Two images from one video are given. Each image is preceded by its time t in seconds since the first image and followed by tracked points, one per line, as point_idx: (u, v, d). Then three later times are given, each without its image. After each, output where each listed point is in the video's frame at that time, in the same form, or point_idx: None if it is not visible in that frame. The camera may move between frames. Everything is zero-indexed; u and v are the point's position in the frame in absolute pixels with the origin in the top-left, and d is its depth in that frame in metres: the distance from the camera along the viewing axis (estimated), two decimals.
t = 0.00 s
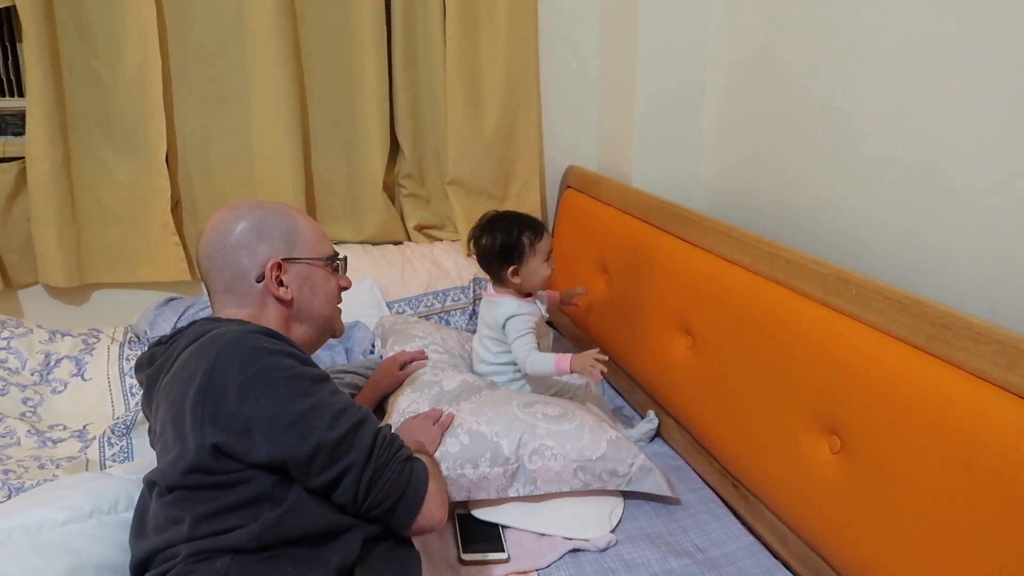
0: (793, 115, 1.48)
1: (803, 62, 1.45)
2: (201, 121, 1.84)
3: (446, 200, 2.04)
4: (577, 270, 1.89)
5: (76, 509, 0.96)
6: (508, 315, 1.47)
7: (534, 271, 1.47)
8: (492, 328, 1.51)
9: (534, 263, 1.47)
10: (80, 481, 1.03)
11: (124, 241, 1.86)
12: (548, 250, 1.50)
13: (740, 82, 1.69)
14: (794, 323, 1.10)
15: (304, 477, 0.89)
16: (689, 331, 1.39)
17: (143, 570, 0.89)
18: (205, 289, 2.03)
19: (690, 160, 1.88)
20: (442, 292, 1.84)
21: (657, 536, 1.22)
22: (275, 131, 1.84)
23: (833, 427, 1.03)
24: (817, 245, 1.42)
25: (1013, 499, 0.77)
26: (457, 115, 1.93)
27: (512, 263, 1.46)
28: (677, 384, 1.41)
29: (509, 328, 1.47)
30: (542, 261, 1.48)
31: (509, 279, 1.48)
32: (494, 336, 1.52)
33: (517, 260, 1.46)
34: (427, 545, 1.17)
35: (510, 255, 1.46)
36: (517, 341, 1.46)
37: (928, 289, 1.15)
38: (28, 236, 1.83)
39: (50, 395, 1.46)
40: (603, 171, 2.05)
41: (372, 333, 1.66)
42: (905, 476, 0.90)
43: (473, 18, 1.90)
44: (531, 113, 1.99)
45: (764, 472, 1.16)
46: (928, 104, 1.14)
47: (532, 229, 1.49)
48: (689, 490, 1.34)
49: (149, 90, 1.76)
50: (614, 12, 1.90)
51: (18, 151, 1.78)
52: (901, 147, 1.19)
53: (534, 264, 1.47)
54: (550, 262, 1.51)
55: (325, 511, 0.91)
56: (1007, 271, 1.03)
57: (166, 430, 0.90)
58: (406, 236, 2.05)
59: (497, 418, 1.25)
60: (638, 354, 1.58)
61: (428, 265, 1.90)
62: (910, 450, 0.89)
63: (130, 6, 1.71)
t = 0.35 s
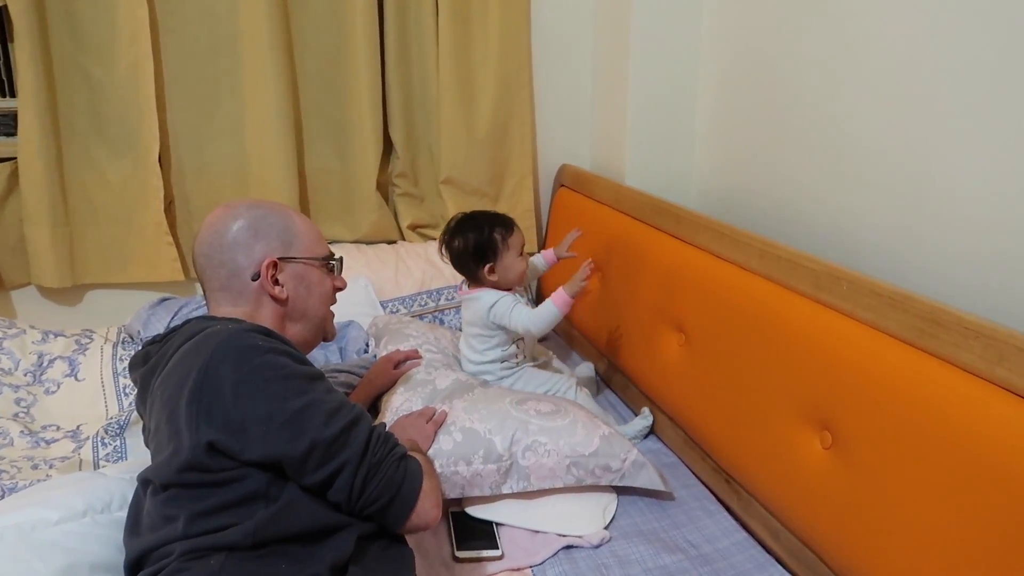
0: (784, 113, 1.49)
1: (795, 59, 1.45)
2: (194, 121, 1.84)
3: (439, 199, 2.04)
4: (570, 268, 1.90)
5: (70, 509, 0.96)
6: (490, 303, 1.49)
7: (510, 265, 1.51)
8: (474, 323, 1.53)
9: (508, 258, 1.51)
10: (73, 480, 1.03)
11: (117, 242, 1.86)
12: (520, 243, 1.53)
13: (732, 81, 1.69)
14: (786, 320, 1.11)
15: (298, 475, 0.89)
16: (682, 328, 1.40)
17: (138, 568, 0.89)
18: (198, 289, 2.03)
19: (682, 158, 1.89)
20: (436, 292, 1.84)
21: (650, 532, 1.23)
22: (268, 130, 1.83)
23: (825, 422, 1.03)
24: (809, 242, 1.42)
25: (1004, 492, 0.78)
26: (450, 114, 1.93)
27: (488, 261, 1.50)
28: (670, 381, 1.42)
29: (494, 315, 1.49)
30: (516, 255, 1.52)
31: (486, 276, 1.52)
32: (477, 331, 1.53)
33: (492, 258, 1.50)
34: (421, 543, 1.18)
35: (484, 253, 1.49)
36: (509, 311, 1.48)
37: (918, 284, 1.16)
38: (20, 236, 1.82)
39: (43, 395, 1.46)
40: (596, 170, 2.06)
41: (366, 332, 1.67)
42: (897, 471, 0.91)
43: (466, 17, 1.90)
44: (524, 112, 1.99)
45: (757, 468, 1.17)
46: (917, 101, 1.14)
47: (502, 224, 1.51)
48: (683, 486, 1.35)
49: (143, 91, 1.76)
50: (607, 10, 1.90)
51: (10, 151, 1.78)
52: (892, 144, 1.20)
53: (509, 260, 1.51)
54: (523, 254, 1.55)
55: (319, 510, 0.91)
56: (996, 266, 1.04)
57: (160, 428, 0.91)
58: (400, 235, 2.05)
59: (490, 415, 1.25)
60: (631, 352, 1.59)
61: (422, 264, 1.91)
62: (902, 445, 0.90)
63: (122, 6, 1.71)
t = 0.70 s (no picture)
0: (780, 111, 1.49)
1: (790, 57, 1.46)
2: (190, 119, 1.83)
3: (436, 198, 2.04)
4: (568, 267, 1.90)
5: (66, 507, 0.96)
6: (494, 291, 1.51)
7: (508, 255, 1.55)
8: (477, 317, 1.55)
9: (504, 248, 1.56)
10: (69, 478, 1.03)
11: (112, 240, 1.85)
12: (512, 233, 1.58)
13: (728, 79, 1.70)
14: (781, 317, 1.11)
15: (295, 473, 0.89)
16: (678, 326, 1.41)
17: (135, 565, 0.89)
18: (194, 287, 2.02)
19: (678, 155, 1.89)
20: (432, 290, 1.84)
21: (646, 529, 1.23)
22: (264, 128, 1.83)
23: (820, 419, 1.04)
24: (805, 240, 1.43)
25: (998, 488, 0.78)
26: (446, 113, 1.93)
27: (486, 254, 1.54)
28: (667, 379, 1.42)
29: (500, 301, 1.51)
30: (511, 244, 1.56)
31: (487, 271, 1.55)
32: (482, 324, 1.54)
33: (489, 250, 1.54)
34: (417, 540, 1.18)
35: (481, 247, 1.54)
36: (516, 285, 1.49)
37: (913, 282, 1.17)
38: (15, 234, 1.82)
39: (39, 393, 1.46)
40: (592, 168, 2.06)
41: (363, 330, 1.67)
42: (892, 468, 0.91)
43: (463, 15, 1.91)
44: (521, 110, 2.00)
45: (752, 465, 1.17)
46: (912, 99, 1.15)
47: (492, 217, 1.56)
48: (679, 484, 1.35)
49: (138, 89, 1.76)
50: (603, 8, 1.91)
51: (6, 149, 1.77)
52: (886, 142, 1.21)
53: (505, 250, 1.56)
54: (517, 244, 1.59)
55: (316, 508, 0.91)
56: (990, 263, 1.04)
57: (158, 425, 0.91)
58: (396, 233, 2.06)
59: (487, 413, 1.26)
60: (627, 350, 1.59)
61: (418, 262, 1.91)
62: (897, 441, 0.90)
63: (118, 3, 1.70)
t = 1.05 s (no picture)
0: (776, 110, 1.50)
1: (786, 56, 1.46)
2: (187, 118, 1.83)
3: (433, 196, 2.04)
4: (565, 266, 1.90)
5: (64, 506, 0.96)
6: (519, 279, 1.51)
7: (525, 247, 1.58)
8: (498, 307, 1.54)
9: (521, 241, 1.57)
10: (67, 477, 1.03)
11: (109, 239, 1.85)
12: (525, 227, 1.60)
13: (725, 79, 1.70)
14: (779, 316, 1.12)
15: (295, 473, 0.89)
16: (676, 325, 1.41)
17: (134, 564, 0.89)
18: (191, 286, 2.02)
19: (675, 154, 1.89)
20: (430, 289, 1.83)
21: (644, 528, 1.23)
22: (261, 127, 1.83)
23: (817, 418, 1.04)
24: (801, 239, 1.43)
25: (994, 488, 0.79)
26: (443, 112, 1.93)
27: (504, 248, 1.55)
28: (664, 378, 1.43)
29: (524, 290, 1.51)
30: (526, 236, 1.59)
31: (508, 266, 1.56)
32: (502, 315, 1.54)
33: (508, 245, 1.55)
34: (416, 539, 1.19)
35: (498, 243, 1.55)
36: (542, 270, 1.51)
37: (910, 282, 1.17)
38: (12, 233, 1.82)
39: (36, 392, 1.45)
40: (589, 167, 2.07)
41: (361, 328, 1.66)
42: (889, 467, 0.91)
43: (460, 13, 1.91)
44: (518, 108, 1.99)
45: (750, 464, 1.18)
46: (908, 98, 1.15)
47: (503, 213, 1.59)
48: (676, 482, 1.36)
49: (135, 87, 1.75)
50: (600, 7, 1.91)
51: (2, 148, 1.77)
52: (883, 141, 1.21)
53: (523, 243, 1.58)
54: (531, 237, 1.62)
55: (316, 508, 0.91)
56: (986, 263, 1.05)
57: (157, 424, 0.91)
58: (393, 232, 2.05)
59: (487, 413, 1.26)
60: (625, 349, 1.59)
61: (416, 260, 1.91)
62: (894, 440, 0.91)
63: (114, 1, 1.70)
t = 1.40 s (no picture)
0: (780, 110, 1.50)
1: (790, 55, 1.46)
2: (190, 118, 1.83)
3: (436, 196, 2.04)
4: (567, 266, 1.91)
5: (71, 505, 0.96)
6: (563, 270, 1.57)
7: (565, 242, 1.64)
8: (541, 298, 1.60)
9: (560, 237, 1.64)
10: (73, 476, 1.03)
11: (113, 239, 1.85)
12: (559, 223, 1.67)
13: (728, 78, 1.70)
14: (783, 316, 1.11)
15: (301, 473, 0.89)
16: (680, 325, 1.41)
17: (140, 563, 0.89)
18: (195, 286, 2.02)
19: (678, 153, 1.89)
20: (433, 288, 1.85)
21: (648, 527, 1.23)
22: (264, 127, 1.83)
23: (822, 417, 1.04)
24: (806, 239, 1.43)
25: (999, 487, 0.79)
26: (447, 111, 1.93)
27: (549, 246, 1.60)
28: (668, 378, 1.43)
29: (569, 281, 1.56)
30: (563, 233, 1.65)
31: (553, 263, 1.60)
32: (547, 306, 1.60)
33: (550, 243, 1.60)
34: (420, 539, 1.18)
35: (543, 241, 1.59)
36: (585, 261, 1.56)
37: (915, 281, 1.17)
38: (16, 233, 1.82)
39: (41, 392, 1.46)
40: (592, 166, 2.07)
41: (365, 327, 1.68)
42: (895, 466, 0.91)
43: (463, 13, 1.90)
44: (521, 108, 1.99)
45: (754, 463, 1.18)
46: (912, 97, 1.15)
47: (538, 213, 1.65)
48: (680, 482, 1.36)
49: (138, 86, 1.75)
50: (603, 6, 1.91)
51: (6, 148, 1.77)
52: (887, 140, 1.21)
53: (562, 240, 1.64)
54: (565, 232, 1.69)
55: (322, 508, 0.92)
56: (992, 262, 1.04)
57: (164, 423, 0.91)
58: (397, 232, 2.05)
59: (498, 416, 1.26)
60: (629, 348, 1.59)
61: (419, 260, 1.91)
62: (899, 439, 0.91)
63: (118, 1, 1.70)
